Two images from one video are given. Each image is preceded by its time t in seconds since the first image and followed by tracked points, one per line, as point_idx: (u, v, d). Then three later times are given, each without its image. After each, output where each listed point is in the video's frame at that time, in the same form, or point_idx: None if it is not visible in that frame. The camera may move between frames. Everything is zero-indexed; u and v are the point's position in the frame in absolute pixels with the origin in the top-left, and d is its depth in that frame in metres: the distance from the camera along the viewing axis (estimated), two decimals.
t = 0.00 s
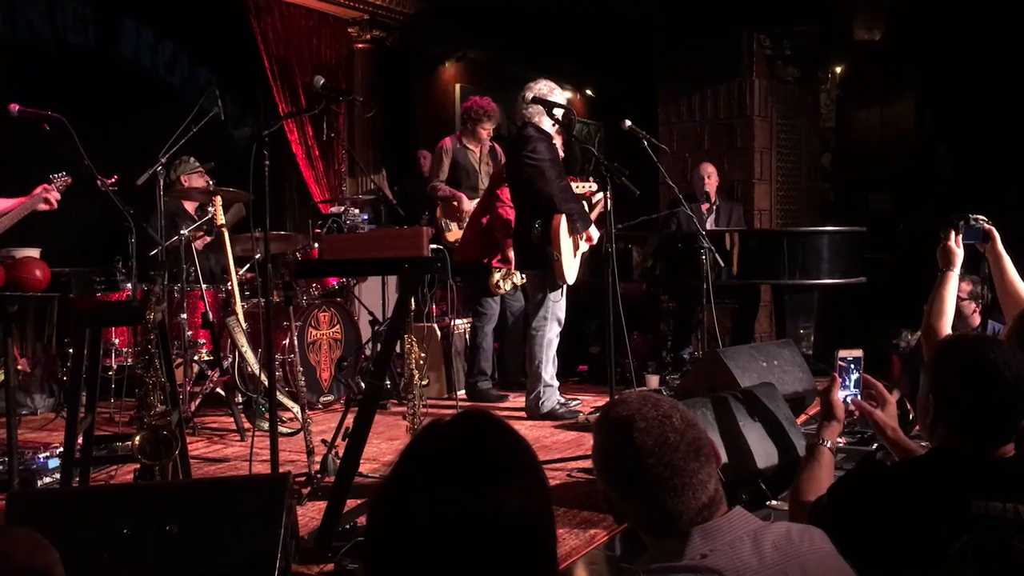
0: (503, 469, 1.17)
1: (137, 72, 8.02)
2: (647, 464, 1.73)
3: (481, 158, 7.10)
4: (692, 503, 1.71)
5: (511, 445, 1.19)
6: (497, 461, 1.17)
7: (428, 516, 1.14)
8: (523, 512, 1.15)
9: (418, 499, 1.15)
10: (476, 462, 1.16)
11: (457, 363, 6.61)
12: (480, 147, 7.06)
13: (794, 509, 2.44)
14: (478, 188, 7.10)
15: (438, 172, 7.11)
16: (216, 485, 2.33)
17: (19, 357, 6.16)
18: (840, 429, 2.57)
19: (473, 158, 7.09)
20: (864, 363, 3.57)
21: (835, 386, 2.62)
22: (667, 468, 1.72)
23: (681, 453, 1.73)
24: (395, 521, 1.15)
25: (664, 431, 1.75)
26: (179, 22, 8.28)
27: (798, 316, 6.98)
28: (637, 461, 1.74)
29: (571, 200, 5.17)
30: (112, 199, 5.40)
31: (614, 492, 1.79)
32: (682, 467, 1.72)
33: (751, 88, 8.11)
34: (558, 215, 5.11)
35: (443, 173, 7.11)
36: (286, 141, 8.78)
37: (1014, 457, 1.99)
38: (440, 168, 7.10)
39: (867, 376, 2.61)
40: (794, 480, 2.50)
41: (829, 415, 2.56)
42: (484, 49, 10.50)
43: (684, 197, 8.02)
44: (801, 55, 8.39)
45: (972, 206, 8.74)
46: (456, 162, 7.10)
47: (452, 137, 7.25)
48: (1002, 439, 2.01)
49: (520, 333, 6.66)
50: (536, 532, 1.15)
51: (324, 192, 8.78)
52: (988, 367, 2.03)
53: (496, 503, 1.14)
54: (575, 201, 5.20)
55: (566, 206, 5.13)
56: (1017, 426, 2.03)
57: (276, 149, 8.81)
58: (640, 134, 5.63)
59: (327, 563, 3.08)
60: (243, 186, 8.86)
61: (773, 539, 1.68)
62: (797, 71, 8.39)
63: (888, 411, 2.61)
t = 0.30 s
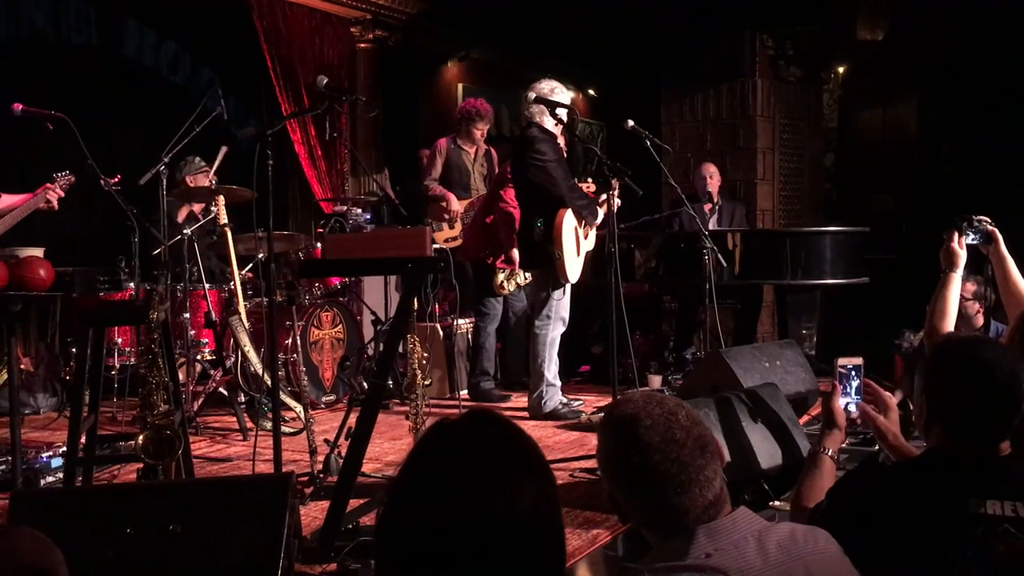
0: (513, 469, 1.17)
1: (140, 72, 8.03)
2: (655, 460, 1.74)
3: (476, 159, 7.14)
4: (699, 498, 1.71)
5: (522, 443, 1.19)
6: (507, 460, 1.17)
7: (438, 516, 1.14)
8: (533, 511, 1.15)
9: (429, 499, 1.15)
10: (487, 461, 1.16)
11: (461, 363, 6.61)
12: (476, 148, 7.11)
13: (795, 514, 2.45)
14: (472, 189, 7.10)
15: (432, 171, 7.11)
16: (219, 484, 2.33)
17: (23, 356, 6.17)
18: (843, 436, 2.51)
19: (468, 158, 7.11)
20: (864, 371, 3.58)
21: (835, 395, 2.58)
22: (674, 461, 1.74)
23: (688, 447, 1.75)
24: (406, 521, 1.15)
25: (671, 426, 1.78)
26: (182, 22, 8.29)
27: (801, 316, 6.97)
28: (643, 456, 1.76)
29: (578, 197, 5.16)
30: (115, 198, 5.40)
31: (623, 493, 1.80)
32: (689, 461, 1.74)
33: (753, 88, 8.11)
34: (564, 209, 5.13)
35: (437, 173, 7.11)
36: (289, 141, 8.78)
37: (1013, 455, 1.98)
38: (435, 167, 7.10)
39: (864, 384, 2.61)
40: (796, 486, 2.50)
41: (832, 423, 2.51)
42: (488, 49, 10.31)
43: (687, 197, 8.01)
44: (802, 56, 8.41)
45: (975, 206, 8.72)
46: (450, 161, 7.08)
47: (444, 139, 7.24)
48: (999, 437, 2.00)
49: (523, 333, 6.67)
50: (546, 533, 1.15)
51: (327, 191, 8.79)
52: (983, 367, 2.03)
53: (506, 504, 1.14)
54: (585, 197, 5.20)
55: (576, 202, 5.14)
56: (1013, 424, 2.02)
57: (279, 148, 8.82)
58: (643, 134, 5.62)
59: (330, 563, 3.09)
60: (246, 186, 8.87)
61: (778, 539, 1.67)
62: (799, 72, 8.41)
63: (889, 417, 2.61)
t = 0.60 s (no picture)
0: (512, 467, 1.17)
1: (140, 72, 8.04)
2: (649, 445, 1.77)
3: (467, 163, 7.27)
4: (698, 480, 1.73)
5: (522, 441, 1.20)
6: (507, 458, 1.17)
7: (438, 516, 1.14)
8: (533, 510, 1.15)
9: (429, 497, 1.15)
10: (486, 458, 1.17)
11: (462, 363, 6.61)
12: (469, 152, 7.26)
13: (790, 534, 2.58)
14: (460, 189, 7.20)
15: (423, 169, 7.16)
16: (219, 484, 2.33)
17: (24, 356, 6.18)
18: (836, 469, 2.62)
19: (460, 160, 7.22)
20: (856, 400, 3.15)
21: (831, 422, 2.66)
22: (669, 443, 1.77)
23: (680, 429, 1.79)
24: (406, 521, 1.15)
25: (661, 412, 1.82)
26: (182, 22, 8.29)
27: (802, 316, 6.96)
28: (638, 443, 1.78)
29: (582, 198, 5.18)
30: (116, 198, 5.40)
31: (618, 488, 1.80)
32: (683, 443, 1.77)
33: (754, 87, 8.09)
34: (568, 212, 5.10)
35: (428, 170, 7.17)
36: (289, 141, 8.78)
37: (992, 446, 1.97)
38: (427, 165, 7.15)
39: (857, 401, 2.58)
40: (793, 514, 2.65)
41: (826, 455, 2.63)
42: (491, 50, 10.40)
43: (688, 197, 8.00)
44: (804, 55, 8.39)
45: (978, 206, 8.69)
46: (442, 160, 7.18)
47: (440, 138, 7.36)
48: (974, 430, 2.01)
49: (524, 333, 6.67)
50: (546, 531, 1.15)
51: (328, 192, 8.77)
52: (945, 362, 2.05)
53: (505, 503, 1.14)
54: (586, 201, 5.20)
55: (577, 205, 5.12)
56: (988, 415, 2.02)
57: (280, 148, 8.83)
58: (644, 134, 5.61)
59: (331, 563, 3.10)
60: (247, 186, 8.87)
61: (779, 539, 1.67)
62: (801, 71, 8.37)
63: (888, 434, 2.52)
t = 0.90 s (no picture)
0: (509, 466, 1.16)
1: (140, 73, 8.03)
2: (638, 441, 1.77)
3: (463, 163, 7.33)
4: (689, 475, 1.74)
5: (518, 440, 1.19)
6: (503, 458, 1.17)
7: (433, 516, 1.13)
8: (528, 512, 1.15)
9: (426, 497, 1.14)
10: (481, 457, 1.16)
11: (461, 363, 6.60)
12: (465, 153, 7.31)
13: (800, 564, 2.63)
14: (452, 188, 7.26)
15: (417, 164, 7.20)
16: (219, 484, 2.33)
17: (24, 358, 6.18)
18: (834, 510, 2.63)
19: (455, 159, 7.29)
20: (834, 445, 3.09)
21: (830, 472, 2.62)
22: (659, 438, 1.77)
23: (668, 425, 1.80)
24: (402, 520, 1.15)
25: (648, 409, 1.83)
26: (182, 24, 8.29)
27: (802, 315, 6.96)
28: (627, 440, 1.78)
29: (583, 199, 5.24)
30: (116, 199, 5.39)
31: (604, 485, 1.80)
32: (673, 436, 1.78)
33: (754, 87, 8.09)
34: (569, 213, 5.08)
35: (422, 166, 7.23)
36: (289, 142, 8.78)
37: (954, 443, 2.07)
38: (421, 161, 7.20)
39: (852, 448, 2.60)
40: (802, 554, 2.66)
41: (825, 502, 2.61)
42: (490, 50, 10.40)
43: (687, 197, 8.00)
44: (803, 55, 8.39)
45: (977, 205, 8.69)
46: (438, 158, 7.26)
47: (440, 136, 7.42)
48: (941, 428, 2.12)
49: (524, 333, 6.67)
50: (541, 533, 1.15)
51: (328, 193, 8.77)
52: (905, 367, 2.19)
53: (501, 504, 1.14)
54: (587, 203, 5.23)
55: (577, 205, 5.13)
56: (952, 411, 2.12)
57: (279, 149, 8.83)
58: (643, 134, 5.60)
59: (331, 563, 3.10)
60: (247, 187, 8.86)
61: (774, 536, 1.67)
62: (800, 71, 8.38)
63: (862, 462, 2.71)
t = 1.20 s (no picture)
0: (510, 466, 1.16)
1: (140, 74, 8.03)
2: (640, 441, 1.78)
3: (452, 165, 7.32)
4: (691, 475, 1.74)
5: (517, 440, 1.19)
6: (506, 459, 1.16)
7: (433, 516, 1.14)
8: (528, 513, 1.14)
9: (427, 496, 1.15)
10: (483, 458, 1.16)
11: (462, 362, 6.61)
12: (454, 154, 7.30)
13: None
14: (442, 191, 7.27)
15: (406, 167, 7.24)
16: (221, 485, 2.33)
17: (24, 359, 6.18)
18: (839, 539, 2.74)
19: (444, 161, 7.29)
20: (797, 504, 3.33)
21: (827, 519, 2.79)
22: (660, 438, 1.77)
23: (669, 425, 1.81)
24: (404, 520, 1.15)
25: (649, 410, 1.83)
26: (182, 24, 8.28)
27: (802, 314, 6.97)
28: (629, 440, 1.78)
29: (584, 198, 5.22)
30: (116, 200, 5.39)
31: (606, 486, 1.80)
32: (674, 437, 1.78)
33: (754, 86, 8.09)
34: (568, 214, 5.10)
35: (412, 167, 7.27)
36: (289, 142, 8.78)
37: (952, 442, 2.11)
38: (410, 164, 7.24)
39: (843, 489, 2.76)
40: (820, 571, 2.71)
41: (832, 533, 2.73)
42: (490, 49, 10.39)
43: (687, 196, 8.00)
44: (803, 54, 8.39)
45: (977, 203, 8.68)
46: (426, 159, 7.28)
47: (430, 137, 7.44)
48: (940, 426, 2.16)
49: (525, 333, 6.68)
50: (541, 535, 1.14)
51: (328, 193, 8.77)
52: (903, 365, 2.22)
53: (501, 505, 1.14)
54: (587, 202, 5.19)
55: (576, 207, 5.12)
56: (951, 409, 2.15)
57: (279, 149, 8.83)
58: (644, 133, 5.57)
59: (332, 564, 3.10)
60: (247, 187, 8.86)
61: (775, 535, 1.67)
62: (800, 70, 8.38)
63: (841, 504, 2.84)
